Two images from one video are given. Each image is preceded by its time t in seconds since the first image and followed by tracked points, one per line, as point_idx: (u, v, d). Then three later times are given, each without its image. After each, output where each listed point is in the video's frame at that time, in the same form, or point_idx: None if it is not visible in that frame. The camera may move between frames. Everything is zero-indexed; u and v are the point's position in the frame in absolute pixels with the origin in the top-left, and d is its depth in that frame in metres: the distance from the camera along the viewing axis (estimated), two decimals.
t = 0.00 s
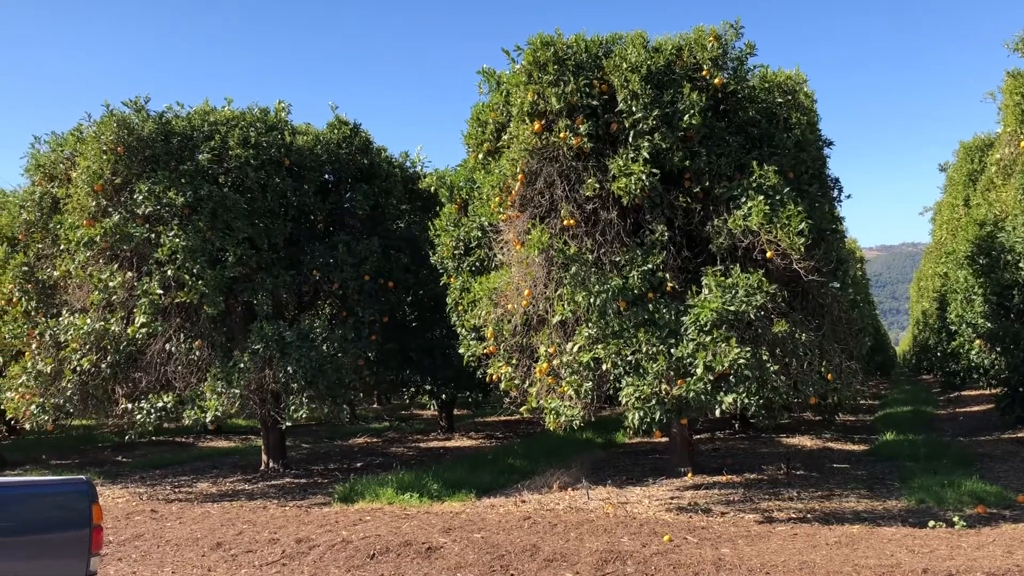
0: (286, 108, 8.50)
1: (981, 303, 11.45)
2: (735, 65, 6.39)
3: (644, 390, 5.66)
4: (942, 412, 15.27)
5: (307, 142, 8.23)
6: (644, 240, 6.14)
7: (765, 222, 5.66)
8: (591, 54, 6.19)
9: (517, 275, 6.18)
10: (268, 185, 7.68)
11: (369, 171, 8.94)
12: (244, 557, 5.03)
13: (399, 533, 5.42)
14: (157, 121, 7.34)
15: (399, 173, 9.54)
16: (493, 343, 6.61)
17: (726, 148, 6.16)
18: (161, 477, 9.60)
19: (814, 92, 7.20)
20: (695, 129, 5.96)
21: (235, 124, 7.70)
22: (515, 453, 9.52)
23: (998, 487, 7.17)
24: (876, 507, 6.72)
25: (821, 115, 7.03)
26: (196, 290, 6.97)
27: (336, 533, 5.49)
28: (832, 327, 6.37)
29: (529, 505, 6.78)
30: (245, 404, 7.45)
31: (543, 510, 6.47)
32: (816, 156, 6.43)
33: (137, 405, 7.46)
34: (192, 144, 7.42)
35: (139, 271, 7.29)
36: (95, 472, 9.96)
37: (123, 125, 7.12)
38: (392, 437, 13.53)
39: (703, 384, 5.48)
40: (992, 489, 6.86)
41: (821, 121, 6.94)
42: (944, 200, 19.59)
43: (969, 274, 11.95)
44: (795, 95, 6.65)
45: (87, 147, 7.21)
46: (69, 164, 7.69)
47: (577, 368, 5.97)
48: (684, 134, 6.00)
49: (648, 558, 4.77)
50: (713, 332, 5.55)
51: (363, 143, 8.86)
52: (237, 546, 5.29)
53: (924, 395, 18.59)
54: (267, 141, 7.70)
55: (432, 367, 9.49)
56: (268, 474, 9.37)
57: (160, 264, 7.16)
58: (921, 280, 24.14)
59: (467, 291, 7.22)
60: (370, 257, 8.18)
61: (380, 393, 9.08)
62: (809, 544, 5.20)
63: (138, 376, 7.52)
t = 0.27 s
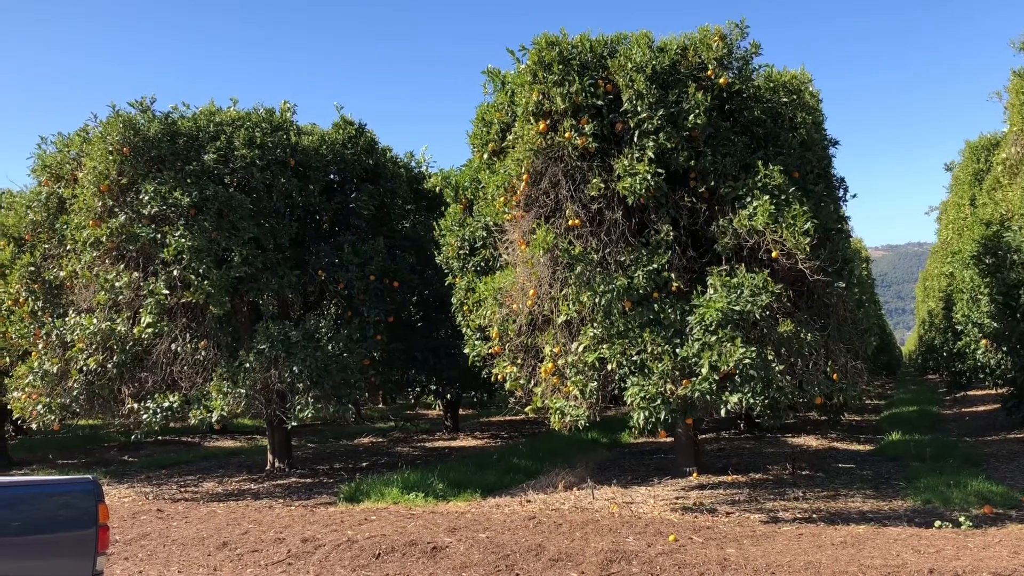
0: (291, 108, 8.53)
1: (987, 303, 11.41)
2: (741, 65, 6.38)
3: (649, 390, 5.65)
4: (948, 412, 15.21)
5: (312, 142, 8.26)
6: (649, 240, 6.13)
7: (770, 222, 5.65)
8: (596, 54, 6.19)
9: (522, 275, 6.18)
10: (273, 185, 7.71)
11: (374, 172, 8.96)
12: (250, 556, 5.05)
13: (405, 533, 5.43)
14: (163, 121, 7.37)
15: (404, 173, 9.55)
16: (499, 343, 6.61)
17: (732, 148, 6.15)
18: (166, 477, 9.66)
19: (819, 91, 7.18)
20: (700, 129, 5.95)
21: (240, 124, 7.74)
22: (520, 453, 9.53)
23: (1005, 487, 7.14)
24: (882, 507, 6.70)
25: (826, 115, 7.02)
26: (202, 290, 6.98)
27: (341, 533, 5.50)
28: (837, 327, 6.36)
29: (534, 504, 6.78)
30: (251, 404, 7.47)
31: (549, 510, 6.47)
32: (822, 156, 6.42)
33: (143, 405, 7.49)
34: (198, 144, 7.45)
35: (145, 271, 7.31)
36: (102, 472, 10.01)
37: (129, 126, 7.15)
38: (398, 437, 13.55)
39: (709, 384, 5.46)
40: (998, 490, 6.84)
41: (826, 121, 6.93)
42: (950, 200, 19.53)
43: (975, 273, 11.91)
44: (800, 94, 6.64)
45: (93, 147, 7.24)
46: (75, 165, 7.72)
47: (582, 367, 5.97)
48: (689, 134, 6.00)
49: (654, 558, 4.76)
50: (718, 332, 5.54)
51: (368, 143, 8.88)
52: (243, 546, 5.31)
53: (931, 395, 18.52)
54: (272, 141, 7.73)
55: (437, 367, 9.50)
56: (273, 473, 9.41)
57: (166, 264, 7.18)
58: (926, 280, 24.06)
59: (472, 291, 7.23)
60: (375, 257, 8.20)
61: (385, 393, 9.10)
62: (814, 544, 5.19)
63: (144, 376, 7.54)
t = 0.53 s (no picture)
0: (294, 108, 8.54)
1: (990, 303, 11.39)
2: (744, 65, 6.37)
3: (652, 390, 5.64)
4: (952, 412, 15.17)
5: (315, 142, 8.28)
6: (652, 240, 6.13)
7: (773, 221, 5.64)
8: (599, 53, 6.18)
9: (524, 275, 6.18)
10: (276, 185, 7.73)
11: (377, 172, 8.97)
12: (253, 556, 5.06)
13: (408, 533, 5.44)
14: (166, 121, 7.39)
15: (407, 173, 9.56)
16: (501, 343, 6.61)
17: (735, 148, 6.14)
18: (169, 477, 9.68)
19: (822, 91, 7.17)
20: (703, 129, 5.95)
21: (243, 124, 7.75)
22: (522, 453, 9.53)
23: (1008, 487, 7.12)
24: (885, 508, 6.69)
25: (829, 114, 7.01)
26: (205, 290, 6.99)
27: (344, 533, 5.51)
28: (840, 327, 6.35)
29: (537, 504, 6.79)
30: (254, 404, 7.48)
31: (552, 510, 6.48)
32: (824, 156, 6.42)
33: (147, 405, 7.48)
34: (201, 144, 7.47)
35: (148, 271, 7.33)
36: (105, 472, 10.04)
37: (132, 126, 7.16)
38: (400, 437, 13.56)
39: (712, 384, 5.46)
40: (1002, 490, 6.82)
41: (829, 121, 6.92)
42: (953, 200, 19.50)
43: (978, 273, 11.88)
44: (803, 94, 6.63)
45: (96, 148, 7.25)
46: (78, 165, 7.74)
47: (585, 367, 5.97)
48: (692, 134, 5.99)
49: (657, 558, 4.76)
50: (721, 332, 5.54)
51: (371, 143, 8.89)
52: (246, 546, 5.32)
53: (934, 395, 18.48)
54: (275, 141, 7.75)
55: (440, 367, 9.51)
56: (276, 474, 9.42)
57: (169, 264, 7.20)
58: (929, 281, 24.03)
59: (474, 291, 7.23)
60: (378, 257, 8.21)
61: (388, 393, 9.12)
62: (817, 544, 5.18)
63: (147, 376, 7.56)
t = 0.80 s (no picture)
0: (297, 108, 8.55)
1: (992, 303, 11.37)
2: (746, 65, 6.36)
3: (654, 390, 5.63)
4: (954, 412, 15.14)
5: (317, 142, 8.30)
6: (654, 240, 6.13)
7: (776, 221, 5.63)
8: (601, 53, 6.18)
9: (527, 275, 6.18)
10: (278, 185, 7.74)
11: (379, 172, 8.98)
12: (256, 556, 5.07)
13: (410, 533, 5.45)
14: (168, 122, 7.40)
15: (409, 173, 9.57)
16: (503, 343, 6.61)
17: (737, 147, 6.14)
18: (172, 477, 9.69)
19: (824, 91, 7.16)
20: (705, 128, 5.94)
21: (246, 124, 7.77)
22: (525, 453, 9.52)
23: (1011, 487, 7.11)
24: (888, 508, 6.68)
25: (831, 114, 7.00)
26: (207, 290, 6.97)
27: (347, 533, 5.51)
28: (843, 327, 6.34)
29: (539, 504, 6.79)
30: (256, 404, 7.48)
31: (554, 510, 6.48)
32: (827, 156, 6.41)
33: (149, 405, 7.50)
34: (203, 144, 7.48)
35: (150, 271, 7.34)
36: (108, 472, 10.06)
37: (134, 126, 7.18)
38: (402, 437, 13.58)
39: (714, 384, 5.45)
40: (1005, 490, 6.81)
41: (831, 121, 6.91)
42: (956, 200, 19.47)
43: (980, 273, 11.86)
44: (806, 94, 6.62)
45: (99, 148, 7.26)
46: (81, 165, 7.75)
47: (587, 367, 5.96)
48: (695, 134, 5.99)
49: (659, 558, 4.76)
50: (724, 331, 5.53)
51: (373, 143, 8.90)
52: (248, 546, 5.33)
53: (937, 395, 18.45)
54: (277, 141, 7.76)
55: (442, 367, 9.53)
56: (279, 473, 9.43)
57: (172, 264, 7.20)
58: (931, 280, 24.00)
59: (477, 291, 7.23)
60: (380, 257, 8.21)
61: (390, 393, 9.13)
62: (820, 544, 5.18)
63: (149, 376, 7.57)
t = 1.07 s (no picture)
0: (299, 109, 8.56)
1: (995, 303, 11.34)
2: (748, 64, 6.36)
3: (657, 390, 5.62)
4: (957, 412, 15.10)
5: (320, 142, 8.31)
6: (657, 239, 6.13)
7: (778, 221, 5.63)
8: (603, 53, 6.18)
9: (529, 275, 6.18)
10: (281, 185, 7.75)
11: (381, 172, 8.99)
12: (258, 556, 5.07)
13: (413, 533, 5.45)
14: (171, 122, 7.42)
15: (412, 173, 9.57)
16: (506, 343, 6.61)
17: (739, 147, 6.13)
18: (174, 477, 9.71)
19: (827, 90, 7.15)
20: (708, 128, 5.94)
21: (248, 124, 7.78)
22: (527, 453, 9.52)
23: (1015, 487, 7.08)
24: (890, 508, 6.66)
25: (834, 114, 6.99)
26: (210, 290, 7.00)
27: (350, 533, 5.52)
28: (846, 326, 6.32)
29: (542, 504, 6.78)
30: (259, 404, 7.49)
31: (557, 510, 6.48)
32: (829, 155, 6.40)
33: (152, 405, 7.52)
34: (206, 144, 7.50)
35: (153, 271, 7.35)
36: (111, 471, 10.08)
37: (137, 126, 7.20)
38: (405, 437, 13.60)
39: (717, 383, 5.45)
40: (1008, 490, 6.78)
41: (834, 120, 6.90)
42: (958, 199, 19.42)
43: (984, 273, 11.83)
44: (808, 94, 6.61)
45: (102, 148, 7.28)
46: (84, 166, 7.77)
47: (589, 367, 5.96)
48: (697, 133, 5.99)
49: (662, 558, 4.76)
50: (726, 331, 5.53)
51: (376, 143, 8.91)
52: (251, 546, 5.34)
53: (940, 395, 18.40)
54: (280, 141, 7.77)
55: (445, 367, 9.54)
56: (282, 473, 9.44)
57: (175, 264, 7.21)
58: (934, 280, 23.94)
59: (479, 291, 7.23)
60: (382, 257, 8.22)
61: (393, 392, 9.14)
62: (823, 544, 5.17)
63: (153, 376, 7.60)
